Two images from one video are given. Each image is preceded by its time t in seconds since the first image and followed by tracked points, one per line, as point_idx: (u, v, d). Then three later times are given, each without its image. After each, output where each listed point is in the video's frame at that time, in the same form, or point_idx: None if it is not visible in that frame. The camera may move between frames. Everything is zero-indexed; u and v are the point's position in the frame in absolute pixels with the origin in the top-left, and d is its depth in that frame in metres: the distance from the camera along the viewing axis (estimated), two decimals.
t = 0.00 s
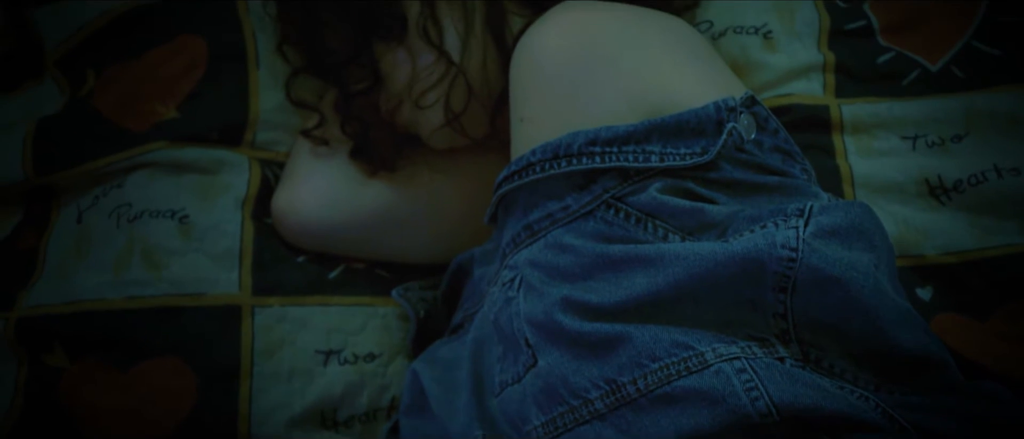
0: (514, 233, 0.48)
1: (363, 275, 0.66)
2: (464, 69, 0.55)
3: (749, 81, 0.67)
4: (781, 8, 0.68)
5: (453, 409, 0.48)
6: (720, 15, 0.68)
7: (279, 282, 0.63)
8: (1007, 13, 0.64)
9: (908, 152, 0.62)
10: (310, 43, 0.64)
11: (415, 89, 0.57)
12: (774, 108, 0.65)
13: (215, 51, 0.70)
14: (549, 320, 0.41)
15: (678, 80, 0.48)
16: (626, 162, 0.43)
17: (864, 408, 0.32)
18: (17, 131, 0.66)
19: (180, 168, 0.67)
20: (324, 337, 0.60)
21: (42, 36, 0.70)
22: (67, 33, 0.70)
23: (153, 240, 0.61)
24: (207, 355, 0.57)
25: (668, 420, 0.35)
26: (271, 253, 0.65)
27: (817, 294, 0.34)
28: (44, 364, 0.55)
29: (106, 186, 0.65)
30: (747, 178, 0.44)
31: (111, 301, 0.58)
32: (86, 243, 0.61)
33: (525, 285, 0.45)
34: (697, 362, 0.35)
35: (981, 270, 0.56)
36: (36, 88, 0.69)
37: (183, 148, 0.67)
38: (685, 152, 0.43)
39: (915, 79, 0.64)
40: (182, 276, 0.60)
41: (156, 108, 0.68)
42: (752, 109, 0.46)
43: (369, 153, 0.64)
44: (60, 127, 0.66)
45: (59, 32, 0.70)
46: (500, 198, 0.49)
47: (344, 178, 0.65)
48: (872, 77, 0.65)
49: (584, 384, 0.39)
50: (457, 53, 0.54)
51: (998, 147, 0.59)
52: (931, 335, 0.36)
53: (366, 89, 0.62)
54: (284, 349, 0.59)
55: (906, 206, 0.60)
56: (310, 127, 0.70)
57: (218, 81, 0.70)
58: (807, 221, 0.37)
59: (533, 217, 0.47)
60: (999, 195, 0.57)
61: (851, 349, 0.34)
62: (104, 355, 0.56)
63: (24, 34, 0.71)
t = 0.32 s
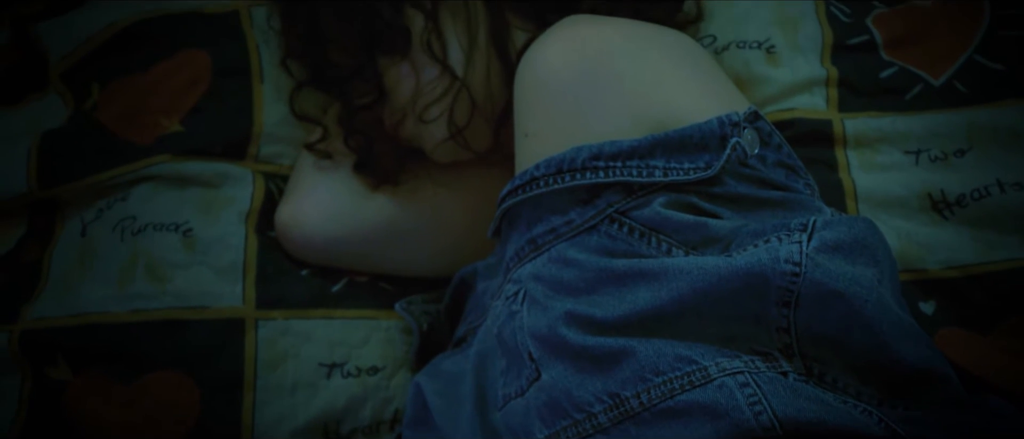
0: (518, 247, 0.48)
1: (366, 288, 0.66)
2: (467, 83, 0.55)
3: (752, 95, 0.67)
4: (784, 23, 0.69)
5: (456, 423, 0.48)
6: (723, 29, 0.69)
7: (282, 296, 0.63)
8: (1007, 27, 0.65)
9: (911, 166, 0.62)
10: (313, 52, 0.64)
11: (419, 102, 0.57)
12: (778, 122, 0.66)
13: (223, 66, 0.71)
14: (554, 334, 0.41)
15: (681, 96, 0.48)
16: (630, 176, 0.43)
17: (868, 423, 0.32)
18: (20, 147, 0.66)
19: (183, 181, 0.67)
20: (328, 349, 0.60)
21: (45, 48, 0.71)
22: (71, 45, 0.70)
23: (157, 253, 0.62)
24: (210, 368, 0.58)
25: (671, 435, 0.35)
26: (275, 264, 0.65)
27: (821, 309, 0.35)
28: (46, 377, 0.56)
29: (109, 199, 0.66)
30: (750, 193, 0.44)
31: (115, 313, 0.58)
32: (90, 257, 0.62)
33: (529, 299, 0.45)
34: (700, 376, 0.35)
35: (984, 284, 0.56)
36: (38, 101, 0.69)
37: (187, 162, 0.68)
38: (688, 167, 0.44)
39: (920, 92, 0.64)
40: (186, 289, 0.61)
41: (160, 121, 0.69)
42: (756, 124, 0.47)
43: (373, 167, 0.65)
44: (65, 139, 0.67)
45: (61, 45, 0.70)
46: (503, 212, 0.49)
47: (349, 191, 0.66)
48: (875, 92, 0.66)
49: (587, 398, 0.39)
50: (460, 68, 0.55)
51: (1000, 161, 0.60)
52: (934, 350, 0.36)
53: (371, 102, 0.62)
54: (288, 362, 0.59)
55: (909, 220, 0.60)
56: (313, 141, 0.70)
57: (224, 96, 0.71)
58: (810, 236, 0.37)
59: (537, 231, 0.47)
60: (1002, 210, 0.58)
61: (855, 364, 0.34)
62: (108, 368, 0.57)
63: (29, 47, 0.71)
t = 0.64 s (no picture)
0: (523, 260, 0.48)
1: (371, 301, 0.66)
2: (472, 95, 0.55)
3: (756, 107, 0.68)
4: (788, 36, 0.69)
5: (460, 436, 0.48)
6: (727, 42, 0.69)
7: (287, 308, 0.63)
8: (1010, 40, 0.66)
9: (915, 179, 0.62)
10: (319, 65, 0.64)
11: (424, 113, 0.57)
12: (781, 134, 0.66)
13: (229, 79, 0.72)
14: (558, 346, 0.41)
15: (685, 109, 0.49)
16: (635, 189, 0.44)
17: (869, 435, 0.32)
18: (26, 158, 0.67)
19: (189, 193, 0.68)
20: (332, 361, 0.61)
21: (53, 61, 0.72)
22: (79, 58, 0.72)
23: (162, 265, 0.62)
24: (214, 379, 0.58)
25: None
26: (280, 275, 0.65)
27: (825, 322, 0.35)
28: (50, 388, 0.56)
29: (114, 211, 0.66)
30: (754, 206, 0.44)
31: (119, 325, 0.59)
32: (95, 268, 0.62)
33: (534, 312, 0.45)
34: (704, 389, 0.35)
35: (988, 298, 0.56)
36: (45, 112, 0.70)
37: (193, 174, 0.68)
38: (693, 180, 0.44)
39: (921, 106, 0.65)
40: (191, 302, 0.61)
41: (165, 133, 0.69)
42: (761, 137, 0.47)
43: (377, 179, 0.64)
44: (71, 151, 0.68)
45: (70, 59, 0.72)
46: (508, 225, 0.50)
47: (354, 203, 0.66)
48: (879, 104, 0.66)
49: (591, 411, 0.39)
50: (465, 80, 0.55)
51: (1003, 174, 0.60)
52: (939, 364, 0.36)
53: (376, 115, 0.61)
54: (293, 374, 0.59)
55: (913, 233, 0.60)
56: (317, 153, 0.70)
57: (230, 108, 0.71)
58: (814, 249, 0.37)
59: (542, 244, 0.47)
60: (1006, 223, 0.58)
61: (860, 377, 0.34)
62: (112, 380, 0.57)
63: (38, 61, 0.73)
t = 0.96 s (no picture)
0: (526, 277, 0.49)
1: (375, 317, 0.67)
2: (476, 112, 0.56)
3: (759, 124, 0.68)
4: (789, 53, 0.70)
5: None
6: (730, 59, 0.70)
7: (290, 324, 0.64)
8: (1012, 57, 0.66)
9: (917, 196, 0.63)
10: (322, 82, 0.65)
11: (427, 132, 0.57)
12: (784, 151, 0.66)
13: (235, 96, 0.73)
14: (560, 364, 0.41)
15: (687, 126, 0.49)
16: (637, 207, 0.44)
17: None
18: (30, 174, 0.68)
19: (193, 209, 0.68)
20: (335, 378, 0.61)
21: (56, 77, 0.72)
22: (83, 74, 0.72)
23: (166, 282, 0.63)
24: (218, 396, 0.59)
25: None
26: (285, 291, 0.66)
27: (827, 339, 0.35)
28: (55, 405, 0.57)
29: (118, 227, 0.67)
30: (756, 224, 0.44)
31: (123, 342, 0.59)
32: (99, 285, 0.63)
33: (536, 329, 0.45)
34: (706, 406, 0.35)
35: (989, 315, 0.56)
36: (50, 129, 0.71)
37: (197, 191, 0.69)
38: (695, 198, 0.44)
39: (925, 121, 0.66)
40: (195, 319, 0.62)
41: (170, 150, 0.70)
42: (763, 155, 0.48)
43: (382, 196, 0.65)
44: (75, 166, 0.68)
45: (73, 75, 0.72)
46: (511, 242, 0.50)
47: (358, 220, 0.67)
48: (881, 121, 0.67)
49: (594, 428, 0.39)
50: (468, 98, 0.56)
51: (1004, 191, 0.60)
52: (942, 380, 0.36)
53: (380, 131, 0.62)
54: (296, 390, 0.60)
55: (914, 250, 0.61)
56: (322, 170, 0.70)
57: (236, 125, 0.72)
58: (816, 266, 0.37)
59: (545, 261, 0.47)
60: (1008, 240, 0.58)
61: (861, 394, 0.35)
62: (117, 396, 0.58)
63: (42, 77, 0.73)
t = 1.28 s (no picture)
0: (527, 293, 0.49)
1: (378, 333, 0.67)
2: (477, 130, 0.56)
3: (760, 140, 0.69)
4: (789, 68, 0.71)
5: None
6: (730, 75, 0.70)
7: (293, 340, 0.64)
8: (1011, 72, 0.67)
9: (918, 210, 0.63)
10: (324, 98, 0.65)
11: (428, 149, 0.58)
12: (784, 167, 0.67)
13: (239, 114, 0.74)
14: (562, 379, 0.42)
15: (688, 142, 0.49)
16: (638, 223, 0.44)
17: None
18: (35, 193, 0.68)
19: (196, 226, 0.69)
20: (338, 394, 0.62)
21: (60, 98, 0.74)
22: (87, 94, 0.74)
23: (168, 299, 0.64)
24: (222, 412, 0.60)
25: None
26: (287, 309, 0.67)
27: (828, 354, 0.35)
28: (59, 422, 0.58)
29: (121, 244, 0.68)
30: (756, 239, 0.45)
31: (126, 359, 0.61)
32: (102, 302, 0.64)
33: (538, 345, 0.45)
34: (709, 421, 0.36)
35: (991, 329, 0.56)
36: (53, 147, 0.71)
37: (200, 208, 0.70)
38: (695, 213, 0.45)
39: (925, 137, 0.66)
40: (199, 335, 0.63)
41: (172, 168, 0.71)
42: (763, 170, 0.48)
43: (384, 213, 0.65)
44: (79, 184, 0.69)
45: (76, 94, 0.74)
46: (512, 258, 0.50)
47: (360, 236, 0.67)
48: (881, 136, 0.67)
49: None
50: (469, 115, 0.56)
51: (1004, 206, 0.61)
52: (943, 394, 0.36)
53: (381, 149, 0.62)
54: (299, 406, 0.62)
55: (916, 264, 0.61)
56: (323, 187, 0.71)
57: (241, 143, 0.73)
58: (816, 281, 0.38)
59: (546, 277, 0.48)
60: (1008, 255, 0.59)
61: (863, 408, 0.35)
62: (121, 413, 0.59)
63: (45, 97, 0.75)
